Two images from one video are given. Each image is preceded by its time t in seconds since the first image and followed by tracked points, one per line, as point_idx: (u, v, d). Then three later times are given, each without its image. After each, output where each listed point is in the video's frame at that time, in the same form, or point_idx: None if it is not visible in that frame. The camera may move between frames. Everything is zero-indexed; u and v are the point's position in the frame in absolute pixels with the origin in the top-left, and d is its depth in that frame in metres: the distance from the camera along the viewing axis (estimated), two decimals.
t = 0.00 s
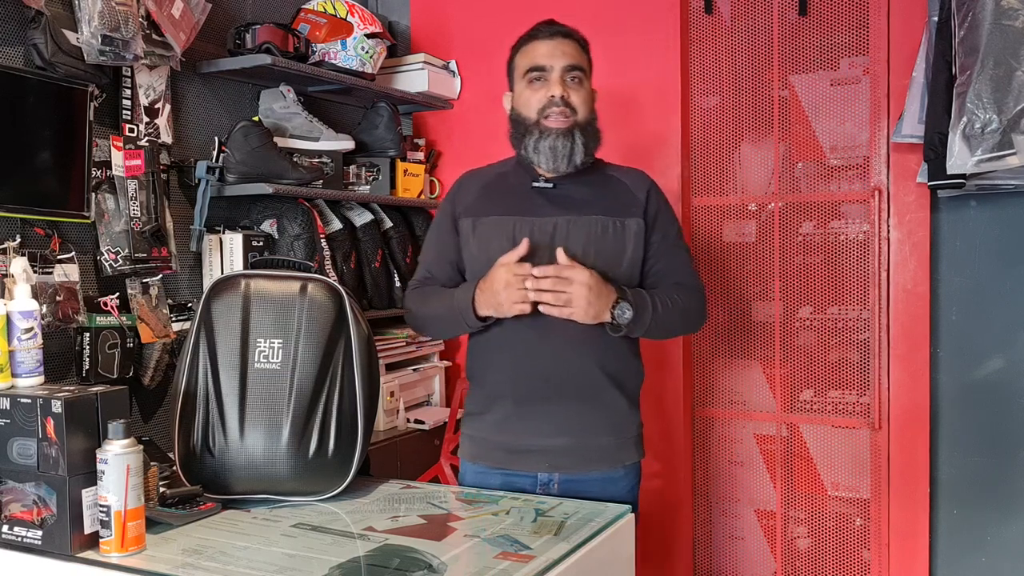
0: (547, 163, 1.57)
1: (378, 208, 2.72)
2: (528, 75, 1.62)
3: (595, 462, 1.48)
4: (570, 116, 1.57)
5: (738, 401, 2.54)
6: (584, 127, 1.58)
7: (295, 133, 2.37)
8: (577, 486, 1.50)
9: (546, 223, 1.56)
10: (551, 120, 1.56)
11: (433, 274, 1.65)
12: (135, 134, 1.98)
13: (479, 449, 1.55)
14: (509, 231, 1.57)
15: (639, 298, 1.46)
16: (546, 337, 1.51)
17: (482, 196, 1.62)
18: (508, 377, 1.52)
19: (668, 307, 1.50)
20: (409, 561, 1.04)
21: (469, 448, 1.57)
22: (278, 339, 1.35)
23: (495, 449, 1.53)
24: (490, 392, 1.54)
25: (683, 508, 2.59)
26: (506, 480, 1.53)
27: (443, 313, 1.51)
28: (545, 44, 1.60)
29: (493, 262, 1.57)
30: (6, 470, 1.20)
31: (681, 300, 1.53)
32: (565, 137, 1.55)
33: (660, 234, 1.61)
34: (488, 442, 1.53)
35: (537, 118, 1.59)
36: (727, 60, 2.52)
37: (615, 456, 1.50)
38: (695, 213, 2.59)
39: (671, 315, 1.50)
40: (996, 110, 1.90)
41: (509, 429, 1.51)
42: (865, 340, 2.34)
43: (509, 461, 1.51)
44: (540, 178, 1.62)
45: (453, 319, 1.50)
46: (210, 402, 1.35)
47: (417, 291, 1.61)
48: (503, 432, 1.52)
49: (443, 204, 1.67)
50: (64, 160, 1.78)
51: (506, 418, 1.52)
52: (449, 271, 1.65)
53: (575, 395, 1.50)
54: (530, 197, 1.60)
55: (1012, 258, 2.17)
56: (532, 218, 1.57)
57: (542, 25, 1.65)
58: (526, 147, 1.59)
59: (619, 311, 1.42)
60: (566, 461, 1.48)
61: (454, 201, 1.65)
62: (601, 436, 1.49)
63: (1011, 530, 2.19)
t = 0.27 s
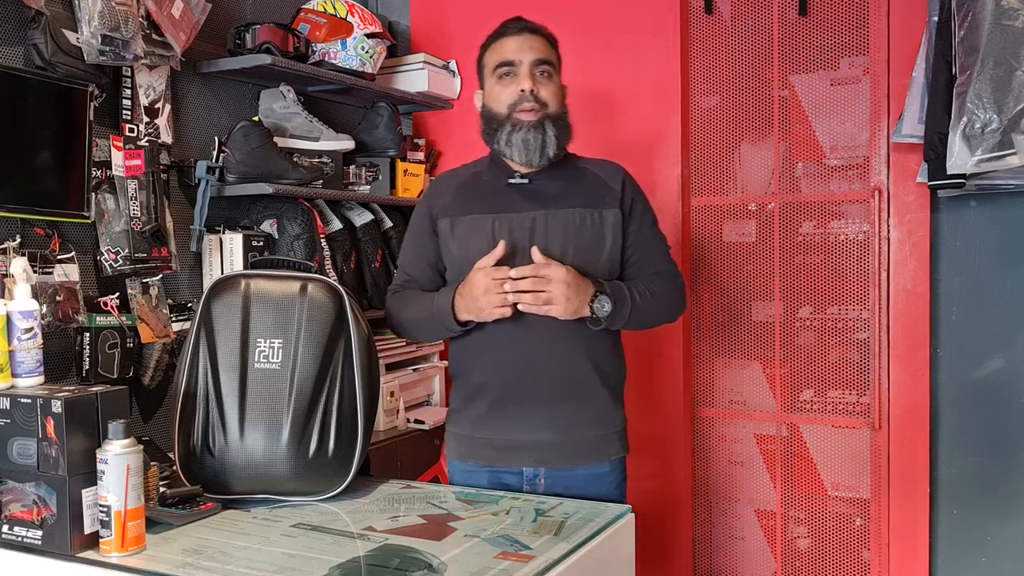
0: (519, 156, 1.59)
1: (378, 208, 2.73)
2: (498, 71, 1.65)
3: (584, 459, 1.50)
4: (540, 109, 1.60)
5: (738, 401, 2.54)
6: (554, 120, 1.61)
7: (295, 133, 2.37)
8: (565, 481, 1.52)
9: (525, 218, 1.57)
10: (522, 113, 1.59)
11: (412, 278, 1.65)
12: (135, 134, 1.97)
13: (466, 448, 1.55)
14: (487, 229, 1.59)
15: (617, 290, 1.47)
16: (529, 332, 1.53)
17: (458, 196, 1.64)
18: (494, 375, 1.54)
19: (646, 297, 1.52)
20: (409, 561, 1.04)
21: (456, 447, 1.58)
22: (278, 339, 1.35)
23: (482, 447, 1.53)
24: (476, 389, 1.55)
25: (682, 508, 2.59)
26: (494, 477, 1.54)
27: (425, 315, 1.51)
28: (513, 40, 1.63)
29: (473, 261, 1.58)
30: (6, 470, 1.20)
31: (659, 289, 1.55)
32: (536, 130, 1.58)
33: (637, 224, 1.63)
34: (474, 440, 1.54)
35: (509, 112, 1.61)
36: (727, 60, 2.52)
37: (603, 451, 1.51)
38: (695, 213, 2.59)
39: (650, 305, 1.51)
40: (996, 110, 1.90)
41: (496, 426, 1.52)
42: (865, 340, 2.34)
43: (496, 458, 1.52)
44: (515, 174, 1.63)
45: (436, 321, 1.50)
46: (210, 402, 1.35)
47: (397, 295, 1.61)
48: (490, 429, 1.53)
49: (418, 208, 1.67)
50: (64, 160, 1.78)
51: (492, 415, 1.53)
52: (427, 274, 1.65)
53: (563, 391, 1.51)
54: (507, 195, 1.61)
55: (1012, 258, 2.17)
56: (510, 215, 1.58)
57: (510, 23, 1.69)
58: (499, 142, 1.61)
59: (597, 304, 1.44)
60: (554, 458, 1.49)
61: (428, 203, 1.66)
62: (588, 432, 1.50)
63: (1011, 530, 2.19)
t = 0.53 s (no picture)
0: (502, 163, 1.60)
1: (378, 208, 2.73)
2: (477, 78, 1.66)
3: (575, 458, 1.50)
4: (520, 115, 1.62)
5: (738, 401, 2.54)
6: (535, 125, 1.63)
7: (295, 133, 2.37)
8: (555, 480, 1.52)
9: (510, 221, 1.59)
10: (503, 121, 1.61)
11: (400, 284, 1.67)
12: (135, 134, 1.98)
13: (454, 449, 1.55)
14: (473, 232, 1.60)
15: (603, 289, 1.48)
16: (515, 331, 1.53)
17: (443, 201, 1.66)
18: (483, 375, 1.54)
19: (630, 297, 1.53)
20: (409, 561, 1.04)
21: (444, 448, 1.57)
22: (278, 339, 1.35)
23: (470, 448, 1.53)
24: (463, 389, 1.56)
25: (682, 508, 2.59)
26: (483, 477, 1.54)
27: (414, 320, 1.53)
28: (492, 46, 1.65)
29: (460, 265, 1.60)
30: (6, 470, 1.20)
31: (643, 289, 1.56)
32: (518, 136, 1.59)
33: (621, 225, 1.64)
34: (463, 441, 1.54)
35: (490, 119, 1.63)
36: (727, 60, 2.52)
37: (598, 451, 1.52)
38: (695, 213, 2.59)
39: (634, 305, 1.53)
40: (996, 110, 1.90)
41: (485, 426, 1.52)
42: (865, 340, 2.34)
43: (484, 459, 1.52)
44: (499, 179, 1.65)
45: (424, 325, 1.51)
46: (210, 402, 1.35)
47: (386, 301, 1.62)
48: (479, 429, 1.53)
49: (404, 216, 1.69)
50: (64, 160, 1.78)
51: (480, 415, 1.53)
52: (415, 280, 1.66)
53: (553, 391, 1.52)
54: (491, 198, 1.63)
55: (1012, 258, 2.17)
56: (495, 218, 1.60)
57: (486, 30, 1.71)
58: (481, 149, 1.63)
59: (584, 304, 1.45)
60: (545, 457, 1.50)
61: (415, 210, 1.68)
62: (578, 431, 1.51)
63: (1011, 530, 2.19)
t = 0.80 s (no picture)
0: (490, 162, 1.61)
1: (378, 208, 2.73)
2: (467, 77, 1.67)
3: (569, 458, 1.50)
4: (509, 114, 1.63)
5: (738, 401, 2.54)
6: (524, 125, 1.63)
7: (295, 133, 2.37)
8: (548, 480, 1.52)
9: (499, 222, 1.59)
10: (492, 120, 1.62)
11: (392, 286, 1.67)
12: (135, 134, 1.98)
13: (448, 449, 1.55)
14: (462, 234, 1.60)
15: (592, 291, 1.48)
16: (507, 331, 1.54)
17: (433, 203, 1.65)
18: (476, 375, 1.54)
19: (620, 298, 1.51)
20: (409, 561, 1.04)
21: (438, 448, 1.58)
22: (278, 339, 1.35)
23: (463, 448, 1.54)
24: (455, 390, 1.56)
25: (682, 508, 2.59)
26: (476, 477, 1.54)
27: (405, 322, 1.53)
28: (482, 47, 1.65)
29: (450, 266, 1.60)
30: (6, 470, 1.20)
31: (634, 290, 1.54)
32: (506, 135, 1.60)
33: (612, 225, 1.64)
34: (455, 441, 1.55)
35: (479, 118, 1.63)
36: (727, 60, 2.52)
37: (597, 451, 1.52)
38: (695, 213, 2.59)
39: (625, 306, 1.52)
40: (996, 109, 1.90)
41: (477, 426, 1.53)
42: (865, 340, 2.34)
43: (477, 458, 1.52)
44: (488, 179, 1.66)
45: (415, 327, 1.52)
46: (210, 402, 1.35)
47: (378, 303, 1.63)
48: (472, 429, 1.53)
49: (395, 218, 1.70)
50: (64, 160, 1.78)
51: (472, 415, 1.54)
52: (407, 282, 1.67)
53: (548, 390, 1.52)
54: (481, 198, 1.63)
55: (1012, 258, 2.17)
56: (484, 219, 1.60)
57: (478, 29, 1.71)
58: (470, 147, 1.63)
59: (573, 308, 1.44)
60: (539, 456, 1.50)
61: (405, 212, 1.68)
62: (572, 430, 1.51)
63: (1011, 530, 2.19)
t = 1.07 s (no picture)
0: (489, 162, 1.61)
1: (378, 208, 2.72)
2: (466, 78, 1.67)
3: (567, 458, 1.50)
4: (508, 113, 1.62)
5: (738, 401, 2.54)
6: (522, 124, 1.63)
7: (295, 133, 2.37)
8: (547, 481, 1.52)
9: (498, 222, 1.59)
10: (490, 120, 1.62)
11: (392, 288, 1.68)
12: (135, 134, 1.98)
13: (447, 450, 1.56)
14: (462, 235, 1.60)
15: (589, 287, 1.47)
16: (506, 331, 1.54)
17: (432, 205, 1.66)
18: (475, 374, 1.54)
19: (619, 297, 1.51)
20: (409, 561, 1.04)
21: (437, 449, 1.58)
22: (278, 339, 1.35)
23: (461, 449, 1.54)
24: (454, 390, 1.56)
25: (682, 508, 2.59)
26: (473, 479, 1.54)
27: (403, 323, 1.53)
28: (480, 48, 1.65)
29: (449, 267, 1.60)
30: (6, 470, 1.20)
31: (633, 289, 1.54)
32: (505, 135, 1.59)
33: (611, 225, 1.63)
34: (454, 442, 1.55)
35: (477, 118, 1.63)
36: (727, 60, 2.52)
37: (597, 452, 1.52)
38: (695, 213, 2.59)
39: (623, 305, 1.51)
40: (996, 109, 1.90)
41: (475, 427, 1.53)
42: (865, 340, 2.34)
43: (475, 460, 1.52)
44: (487, 180, 1.66)
45: (413, 328, 1.52)
46: (210, 402, 1.35)
47: (378, 305, 1.63)
48: (471, 430, 1.53)
49: (395, 220, 1.70)
50: (64, 160, 1.78)
51: (470, 416, 1.54)
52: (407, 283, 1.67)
53: (545, 391, 1.52)
54: (479, 199, 1.64)
55: (1012, 258, 2.17)
56: (483, 220, 1.60)
57: (475, 31, 1.71)
58: (468, 148, 1.63)
59: (569, 303, 1.44)
60: (537, 457, 1.50)
61: (405, 214, 1.69)
62: (570, 430, 1.51)
63: (1011, 530, 2.19)
